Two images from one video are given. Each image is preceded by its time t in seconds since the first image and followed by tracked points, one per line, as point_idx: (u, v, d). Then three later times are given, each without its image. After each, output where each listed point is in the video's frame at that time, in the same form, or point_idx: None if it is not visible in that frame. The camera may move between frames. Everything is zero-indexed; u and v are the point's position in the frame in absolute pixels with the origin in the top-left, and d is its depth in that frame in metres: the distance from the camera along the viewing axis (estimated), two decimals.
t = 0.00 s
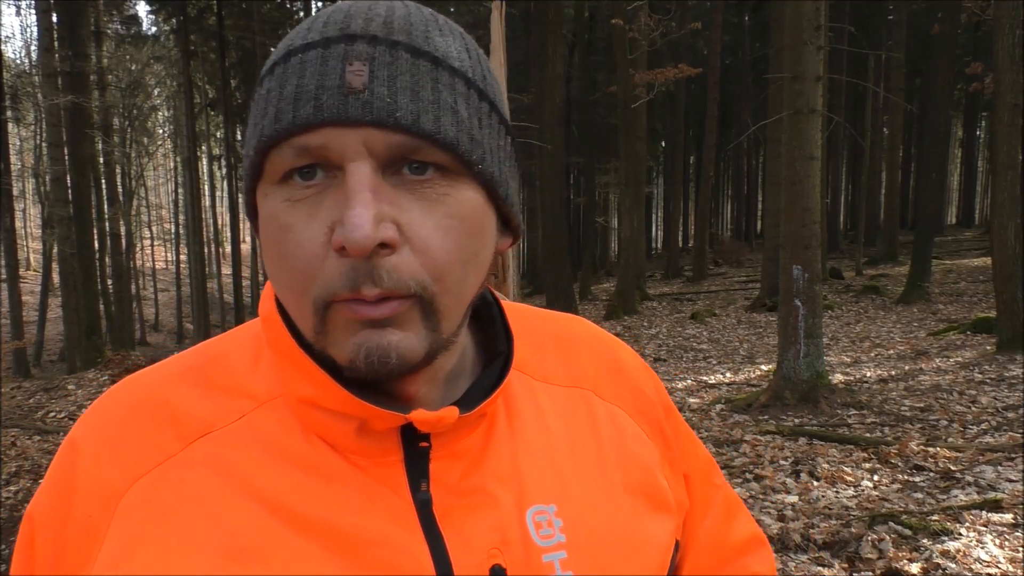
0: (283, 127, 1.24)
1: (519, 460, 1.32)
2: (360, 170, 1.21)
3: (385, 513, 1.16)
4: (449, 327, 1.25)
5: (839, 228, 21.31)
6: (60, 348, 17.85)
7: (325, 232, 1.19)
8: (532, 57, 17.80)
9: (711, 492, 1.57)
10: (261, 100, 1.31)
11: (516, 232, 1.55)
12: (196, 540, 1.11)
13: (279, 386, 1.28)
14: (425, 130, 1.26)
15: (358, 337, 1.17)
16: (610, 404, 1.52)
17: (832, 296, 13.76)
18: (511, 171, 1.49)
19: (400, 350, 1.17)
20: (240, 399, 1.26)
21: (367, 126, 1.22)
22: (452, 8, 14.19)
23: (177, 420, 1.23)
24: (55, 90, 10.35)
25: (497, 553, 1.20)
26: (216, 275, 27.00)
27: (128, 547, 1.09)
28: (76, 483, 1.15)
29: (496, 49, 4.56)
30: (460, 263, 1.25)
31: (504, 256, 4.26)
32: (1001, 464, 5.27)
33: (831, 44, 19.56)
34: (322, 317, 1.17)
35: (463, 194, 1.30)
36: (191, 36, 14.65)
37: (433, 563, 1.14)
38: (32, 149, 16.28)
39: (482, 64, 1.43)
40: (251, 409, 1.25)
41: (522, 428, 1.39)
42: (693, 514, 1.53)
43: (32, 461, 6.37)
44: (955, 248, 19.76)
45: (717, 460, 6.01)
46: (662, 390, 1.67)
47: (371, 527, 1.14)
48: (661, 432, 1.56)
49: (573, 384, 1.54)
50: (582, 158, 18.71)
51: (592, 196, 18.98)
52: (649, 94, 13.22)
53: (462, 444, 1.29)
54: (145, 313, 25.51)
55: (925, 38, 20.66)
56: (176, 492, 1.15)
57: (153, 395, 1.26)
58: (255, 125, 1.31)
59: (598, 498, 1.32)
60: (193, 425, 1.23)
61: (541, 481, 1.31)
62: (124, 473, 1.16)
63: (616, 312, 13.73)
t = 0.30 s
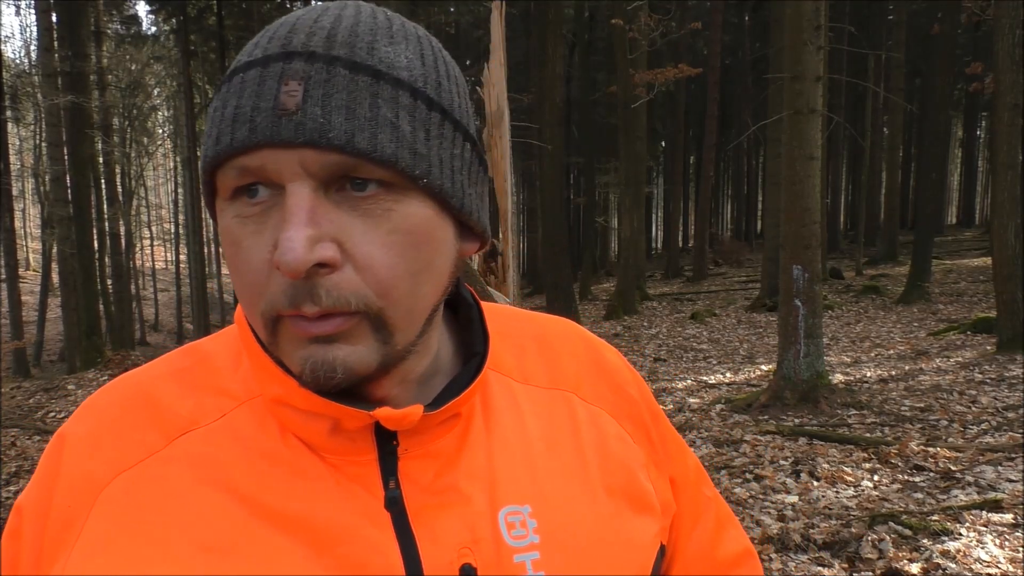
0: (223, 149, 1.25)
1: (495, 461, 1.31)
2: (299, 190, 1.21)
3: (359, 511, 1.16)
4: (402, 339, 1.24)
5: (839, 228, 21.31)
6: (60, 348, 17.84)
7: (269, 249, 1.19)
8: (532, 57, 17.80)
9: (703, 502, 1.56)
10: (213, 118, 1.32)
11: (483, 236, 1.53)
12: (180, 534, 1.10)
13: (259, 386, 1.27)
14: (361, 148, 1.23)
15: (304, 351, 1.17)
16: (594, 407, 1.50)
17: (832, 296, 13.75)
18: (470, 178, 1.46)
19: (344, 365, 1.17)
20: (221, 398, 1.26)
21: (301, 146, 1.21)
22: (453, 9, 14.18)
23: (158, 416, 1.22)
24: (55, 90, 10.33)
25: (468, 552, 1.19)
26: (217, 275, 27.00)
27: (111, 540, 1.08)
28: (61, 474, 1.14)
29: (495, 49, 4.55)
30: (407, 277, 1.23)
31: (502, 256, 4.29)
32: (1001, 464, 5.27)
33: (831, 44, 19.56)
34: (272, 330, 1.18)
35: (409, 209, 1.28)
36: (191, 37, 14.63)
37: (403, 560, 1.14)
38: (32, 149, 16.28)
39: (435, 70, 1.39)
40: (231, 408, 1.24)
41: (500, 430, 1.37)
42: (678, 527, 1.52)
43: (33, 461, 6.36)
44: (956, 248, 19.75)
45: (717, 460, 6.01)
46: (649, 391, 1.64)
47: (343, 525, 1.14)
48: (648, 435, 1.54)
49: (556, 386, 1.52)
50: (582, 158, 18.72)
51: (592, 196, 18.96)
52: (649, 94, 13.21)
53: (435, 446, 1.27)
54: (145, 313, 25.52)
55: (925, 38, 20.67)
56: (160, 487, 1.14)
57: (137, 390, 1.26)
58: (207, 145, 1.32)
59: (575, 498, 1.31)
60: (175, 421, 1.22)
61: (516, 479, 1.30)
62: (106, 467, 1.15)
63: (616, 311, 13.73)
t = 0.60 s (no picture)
0: (266, 139, 1.23)
1: (492, 464, 1.31)
2: (342, 182, 1.21)
3: (356, 513, 1.15)
4: (430, 333, 1.25)
5: (839, 228, 21.31)
6: (60, 348, 17.86)
7: (305, 241, 1.18)
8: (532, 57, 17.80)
9: (689, 508, 1.55)
10: (247, 110, 1.30)
11: (498, 238, 1.54)
12: (174, 532, 1.10)
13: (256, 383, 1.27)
14: (407, 145, 1.24)
15: (336, 343, 1.16)
16: (588, 412, 1.50)
17: (832, 296, 13.75)
18: (494, 181, 1.47)
19: (377, 358, 1.17)
20: (216, 395, 1.26)
21: (348, 140, 1.21)
22: (453, 8, 14.18)
23: (152, 413, 1.22)
24: (55, 89, 10.32)
25: (468, 552, 1.19)
26: (217, 275, 27.01)
27: (105, 534, 1.08)
28: (53, 473, 1.14)
29: (495, 49, 4.55)
30: (439, 274, 1.24)
31: (503, 257, 4.30)
32: (1001, 464, 5.26)
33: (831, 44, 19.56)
34: (301, 322, 1.17)
35: (442, 205, 1.30)
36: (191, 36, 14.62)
37: (403, 561, 1.14)
38: (32, 149, 16.28)
39: (466, 78, 1.41)
40: (228, 405, 1.24)
41: (497, 432, 1.37)
42: (668, 531, 1.52)
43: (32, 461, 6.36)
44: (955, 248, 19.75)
45: (717, 460, 6.00)
46: (640, 399, 1.64)
47: (340, 526, 1.13)
48: (639, 440, 1.53)
49: (553, 390, 1.52)
50: (582, 158, 18.73)
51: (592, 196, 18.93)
52: (649, 94, 13.21)
53: (432, 447, 1.27)
54: (145, 313, 25.53)
55: (925, 38, 20.66)
56: (153, 484, 1.14)
57: (130, 389, 1.25)
58: (241, 136, 1.30)
59: (568, 500, 1.31)
60: (168, 419, 1.22)
61: (513, 483, 1.29)
62: (98, 464, 1.15)
63: (616, 311, 13.72)
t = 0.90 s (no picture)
0: (286, 143, 1.22)
1: (499, 464, 1.30)
2: (361, 183, 1.20)
3: (369, 506, 1.15)
4: (448, 327, 1.26)
5: (839, 228, 21.31)
6: (60, 348, 17.87)
7: (326, 242, 1.17)
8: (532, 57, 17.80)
9: (685, 510, 1.55)
10: (262, 117, 1.30)
11: (508, 236, 1.54)
12: (183, 523, 1.10)
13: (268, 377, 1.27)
14: (425, 146, 1.25)
15: (359, 341, 1.16)
16: (591, 415, 1.50)
17: (832, 296, 13.75)
18: (503, 179, 1.48)
19: (400, 355, 1.17)
20: (228, 388, 1.26)
21: (367, 142, 1.21)
22: (453, 9, 14.18)
23: (162, 406, 1.22)
24: (55, 89, 10.32)
25: (476, 548, 1.19)
26: (217, 275, 27.02)
27: (113, 524, 1.08)
28: (62, 463, 1.14)
29: (495, 48, 4.55)
30: (457, 269, 1.25)
31: (503, 257, 4.29)
32: (1001, 464, 5.26)
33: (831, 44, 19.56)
34: (323, 320, 1.17)
35: (458, 202, 1.30)
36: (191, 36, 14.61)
37: (413, 558, 1.13)
38: (32, 149, 16.29)
39: (473, 79, 1.42)
40: (241, 398, 1.24)
41: (503, 432, 1.37)
42: (666, 532, 1.52)
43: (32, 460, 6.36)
44: (956, 248, 19.75)
45: (717, 460, 6.00)
46: (639, 401, 1.64)
47: (352, 519, 1.13)
48: (639, 443, 1.53)
49: (556, 391, 1.52)
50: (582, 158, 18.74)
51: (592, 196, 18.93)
52: (649, 94, 13.21)
53: (438, 446, 1.27)
54: (145, 313, 25.55)
55: (925, 38, 20.66)
56: (164, 475, 1.14)
57: (140, 381, 1.25)
58: (257, 141, 1.29)
59: (570, 498, 1.31)
60: (179, 411, 1.22)
61: (517, 482, 1.29)
62: (108, 453, 1.15)
63: (616, 311, 13.73)
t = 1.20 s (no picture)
0: (306, 140, 1.22)
1: (513, 460, 1.30)
2: (379, 179, 1.21)
3: (387, 500, 1.16)
4: (463, 324, 1.26)
5: (839, 228, 21.31)
6: (60, 348, 17.87)
7: (345, 238, 1.17)
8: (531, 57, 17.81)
9: (684, 505, 1.56)
10: (278, 116, 1.29)
11: (519, 233, 1.55)
12: (200, 520, 1.09)
13: (282, 373, 1.27)
14: (443, 143, 1.26)
15: (378, 339, 1.17)
16: (598, 412, 1.50)
17: (832, 296, 13.75)
18: (514, 177, 1.49)
19: (418, 353, 1.18)
20: (241, 385, 1.26)
21: (387, 139, 1.21)
22: (453, 8, 14.17)
23: (176, 404, 1.21)
24: (55, 89, 10.32)
25: (493, 543, 1.19)
26: (217, 275, 27.02)
27: (126, 522, 1.08)
28: (73, 463, 1.13)
29: (495, 48, 4.54)
30: (472, 265, 1.26)
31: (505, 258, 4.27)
32: (1001, 464, 5.26)
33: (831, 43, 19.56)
34: (343, 319, 1.17)
35: (473, 199, 1.31)
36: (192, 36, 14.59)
37: (433, 552, 1.13)
38: (32, 149, 16.29)
39: (484, 79, 1.43)
40: (256, 396, 1.24)
41: (513, 428, 1.37)
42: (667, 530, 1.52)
43: (32, 461, 6.36)
44: (955, 248, 19.75)
45: (717, 460, 6.00)
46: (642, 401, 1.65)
47: (371, 513, 1.14)
48: (643, 440, 1.54)
49: (563, 389, 1.52)
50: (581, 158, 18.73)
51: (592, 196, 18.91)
52: (649, 93, 13.21)
53: (451, 441, 1.27)
54: (145, 313, 25.55)
55: (925, 38, 20.66)
56: (179, 473, 1.14)
57: (154, 379, 1.24)
58: (273, 141, 1.29)
59: (581, 494, 1.31)
60: (193, 410, 1.22)
61: (530, 478, 1.29)
62: (122, 451, 1.15)
63: (616, 311, 13.73)
